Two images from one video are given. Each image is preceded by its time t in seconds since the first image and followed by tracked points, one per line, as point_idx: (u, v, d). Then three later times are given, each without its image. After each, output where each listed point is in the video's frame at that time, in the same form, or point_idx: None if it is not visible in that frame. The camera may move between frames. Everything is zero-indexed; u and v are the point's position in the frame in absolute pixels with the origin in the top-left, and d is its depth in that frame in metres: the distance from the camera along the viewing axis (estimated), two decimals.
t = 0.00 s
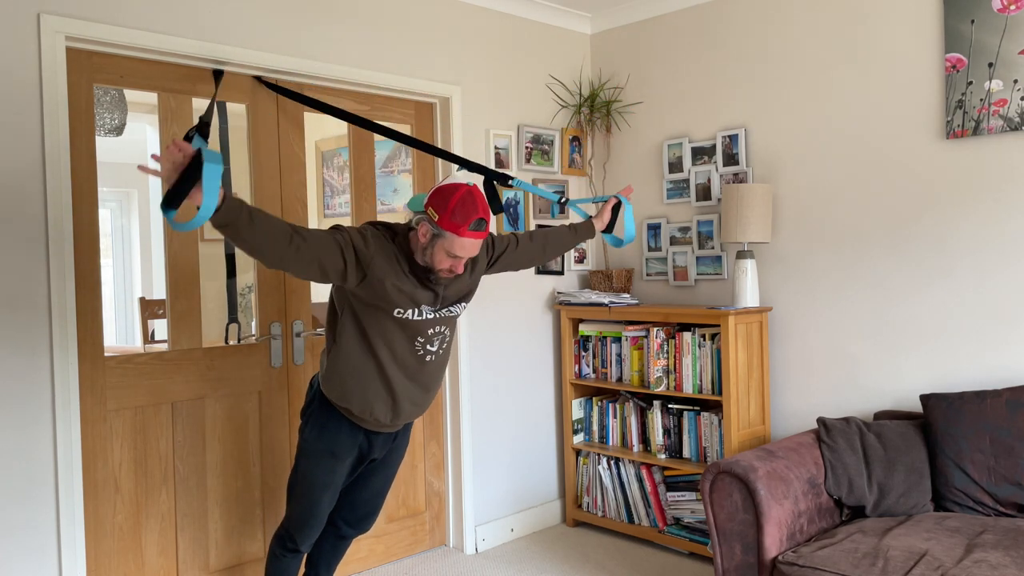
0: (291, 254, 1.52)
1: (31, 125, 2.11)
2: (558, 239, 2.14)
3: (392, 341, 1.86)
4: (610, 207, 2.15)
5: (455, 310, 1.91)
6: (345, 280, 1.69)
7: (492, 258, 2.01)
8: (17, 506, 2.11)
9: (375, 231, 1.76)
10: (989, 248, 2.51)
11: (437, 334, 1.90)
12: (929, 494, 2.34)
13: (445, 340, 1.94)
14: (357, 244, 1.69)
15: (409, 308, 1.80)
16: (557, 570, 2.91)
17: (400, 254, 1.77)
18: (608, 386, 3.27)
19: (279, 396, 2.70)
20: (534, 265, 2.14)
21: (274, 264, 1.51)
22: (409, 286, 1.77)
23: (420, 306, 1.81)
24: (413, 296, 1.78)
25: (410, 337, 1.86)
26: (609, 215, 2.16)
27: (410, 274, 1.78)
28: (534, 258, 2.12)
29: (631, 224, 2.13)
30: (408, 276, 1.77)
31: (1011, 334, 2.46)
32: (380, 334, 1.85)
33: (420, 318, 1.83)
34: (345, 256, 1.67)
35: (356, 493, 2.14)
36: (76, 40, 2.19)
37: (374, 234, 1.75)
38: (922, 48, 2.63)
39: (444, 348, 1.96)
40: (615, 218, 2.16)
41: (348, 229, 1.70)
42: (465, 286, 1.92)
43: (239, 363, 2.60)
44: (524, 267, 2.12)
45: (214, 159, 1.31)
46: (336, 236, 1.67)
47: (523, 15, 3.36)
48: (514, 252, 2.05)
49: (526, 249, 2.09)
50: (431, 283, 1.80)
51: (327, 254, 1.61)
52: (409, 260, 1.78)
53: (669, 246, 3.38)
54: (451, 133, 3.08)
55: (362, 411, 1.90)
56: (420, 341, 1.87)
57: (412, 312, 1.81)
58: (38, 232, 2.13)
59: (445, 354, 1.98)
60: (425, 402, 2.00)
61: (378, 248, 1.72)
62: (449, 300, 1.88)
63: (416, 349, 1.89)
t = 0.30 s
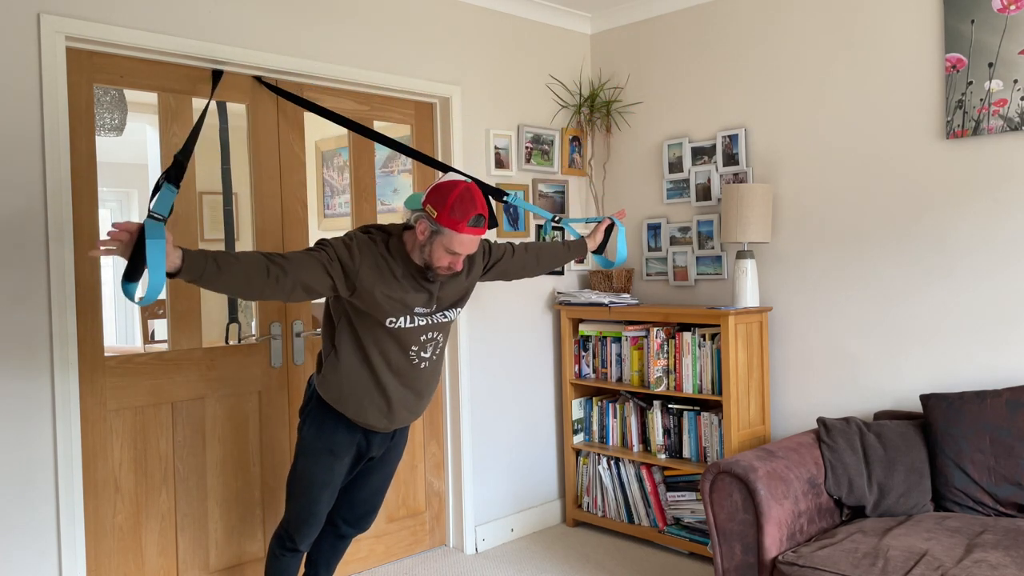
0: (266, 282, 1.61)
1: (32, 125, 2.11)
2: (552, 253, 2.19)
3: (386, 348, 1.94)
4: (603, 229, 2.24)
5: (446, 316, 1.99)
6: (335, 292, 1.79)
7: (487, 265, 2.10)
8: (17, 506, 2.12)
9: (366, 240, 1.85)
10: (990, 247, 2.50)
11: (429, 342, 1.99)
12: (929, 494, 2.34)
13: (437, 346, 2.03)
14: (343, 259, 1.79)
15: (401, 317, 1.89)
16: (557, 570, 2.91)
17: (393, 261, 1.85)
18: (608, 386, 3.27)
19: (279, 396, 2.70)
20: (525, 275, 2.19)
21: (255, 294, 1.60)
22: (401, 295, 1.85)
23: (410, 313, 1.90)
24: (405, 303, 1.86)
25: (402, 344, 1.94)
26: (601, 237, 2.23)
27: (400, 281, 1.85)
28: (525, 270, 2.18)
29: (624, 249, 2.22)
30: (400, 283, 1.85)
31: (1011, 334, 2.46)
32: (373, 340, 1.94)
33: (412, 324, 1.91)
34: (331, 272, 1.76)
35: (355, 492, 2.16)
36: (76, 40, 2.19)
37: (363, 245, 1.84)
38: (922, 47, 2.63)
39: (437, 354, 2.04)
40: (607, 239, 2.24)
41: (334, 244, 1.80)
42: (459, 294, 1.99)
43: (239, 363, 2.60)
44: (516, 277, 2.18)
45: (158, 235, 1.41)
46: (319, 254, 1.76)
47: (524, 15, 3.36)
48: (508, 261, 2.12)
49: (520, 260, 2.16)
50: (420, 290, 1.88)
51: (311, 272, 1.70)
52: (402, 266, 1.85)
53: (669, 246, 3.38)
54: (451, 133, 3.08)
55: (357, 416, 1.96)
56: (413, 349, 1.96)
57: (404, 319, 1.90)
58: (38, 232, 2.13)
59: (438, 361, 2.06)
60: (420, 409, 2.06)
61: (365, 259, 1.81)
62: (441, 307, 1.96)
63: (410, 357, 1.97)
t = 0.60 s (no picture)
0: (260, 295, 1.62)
1: (31, 125, 2.11)
2: (547, 259, 2.20)
3: (379, 348, 1.95)
4: (601, 235, 2.21)
5: (438, 315, 1.99)
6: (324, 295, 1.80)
7: (479, 265, 2.10)
8: (17, 506, 2.12)
9: (354, 242, 1.86)
10: (989, 247, 2.50)
11: (421, 341, 1.99)
12: (929, 494, 2.34)
13: (431, 345, 2.03)
14: (331, 263, 1.80)
15: (393, 316, 1.90)
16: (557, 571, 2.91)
17: (382, 260, 1.86)
18: (608, 386, 3.27)
19: (279, 396, 2.70)
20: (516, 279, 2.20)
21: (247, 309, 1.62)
22: (391, 294, 1.87)
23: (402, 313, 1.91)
24: (394, 302, 1.88)
25: (395, 344, 1.95)
26: (599, 242, 2.22)
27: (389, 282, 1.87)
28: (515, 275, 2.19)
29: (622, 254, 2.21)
30: (389, 283, 1.86)
31: (1011, 334, 2.46)
32: (366, 341, 1.95)
33: (404, 324, 1.92)
34: (320, 277, 1.77)
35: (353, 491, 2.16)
36: (76, 40, 2.19)
37: (351, 247, 1.85)
38: (922, 47, 2.63)
39: (431, 353, 2.04)
40: (604, 245, 2.23)
41: (322, 249, 1.81)
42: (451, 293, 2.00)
43: (239, 363, 2.60)
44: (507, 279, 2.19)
45: (142, 290, 1.38)
46: (307, 259, 1.77)
47: (524, 15, 3.37)
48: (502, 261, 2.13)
49: (513, 264, 2.16)
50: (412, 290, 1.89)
51: (301, 280, 1.71)
52: (391, 265, 1.87)
53: (669, 246, 3.38)
54: (451, 133, 3.08)
55: (351, 416, 1.98)
56: (405, 348, 1.97)
57: (395, 319, 1.91)
58: (38, 231, 2.13)
59: (432, 359, 2.06)
60: (415, 406, 2.07)
61: (353, 262, 1.83)
62: (432, 306, 1.96)
63: (403, 356, 1.97)
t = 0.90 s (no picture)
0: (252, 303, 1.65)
1: (32, 125, 2.11)
2: (526, 274, 2.27)
3: (358, 338, 1.98)
4: (587, 262, 2.32)
5: (414, 304, 2.04)
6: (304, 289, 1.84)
7: (454, 262, 2.17)
8: (17, 506, 2.12)
9: (330, 233, 1.91)
10: (989, 247, 2.51)
11: (398, 330, 2.03)
12: (929, 494, 2.34)
13: (407, 334, 2.07)
14: (310, 258, 1.84)
15: (371, 305, 1.94)
16: (557, 571, 2.90)
17: (357, 250, 1.91)
18: (608, 386, 3.27)
19: (279, 396, 2.70)
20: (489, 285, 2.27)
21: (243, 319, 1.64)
22: (368, 283, 1.92)
23: (379, 302, 1.95)
24: (371, 290, 1.92)
25: (373, 333, 1.98)
26: (584, 269, 2.32)
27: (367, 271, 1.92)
28: (488, 283, 2.25)
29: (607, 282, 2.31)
30: (366, 271, 1.91)
31: (1011, 334, 2.46)
32: (345, 333, 1.97)
33: (382, 313, 1.96)
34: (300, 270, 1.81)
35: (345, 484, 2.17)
36: (76, 40, 2.19)
37: (327, 239, 1.89)
38: (922, 48, 2.63)
39: (408, 342, 2.08)
40: (589, 272, 2.33)
41: (299, 244, 1.84)
42: (427, 282, 2.05)
43: (239, 363, 2.59)
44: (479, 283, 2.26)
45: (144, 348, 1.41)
46: (288, 257, 1.81)
47: (524, 15, 3.37)
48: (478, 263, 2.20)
49: (488, 271, 2.22)
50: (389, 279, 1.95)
51: (286, 279, 1.75)
52: (366, 254, 1.92)
53: (669, 246, 3.38)
54: (451, 133, 3.08)
55: (334, 405, 1.99)
56: (384, 337, 2.00)
57: (373, 308, 1.95)
58: (38, 232, 2.13)
59: (409, 348, 2.10)
60: (395, 396, 2.10)
61: (329, 253, 1.87)
62: (409, 294, 2.01)
63: (382, 345, 2.00)
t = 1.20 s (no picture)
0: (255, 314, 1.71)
1: (31, 125, 2.11)
2: (492, 292, 2.15)
3: (330, 326, 2.00)
4: (557, 301, 2.12)
5: (384, 290, 2.07)
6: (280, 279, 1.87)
7: (420, 258, 2.19)
8: (17, 506, 2.12)
9: (302, 224, 1.94)
10: (989, 247, 2.50)
11: (370, 315, 2.06)
12: (929, 494, 2.34)
13: (380, 321, 2.09)
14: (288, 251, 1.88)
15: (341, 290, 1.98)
16: (558, 571, 2.90)
17: (329, 238, 1.96)
18: (608, 386, 3.27)
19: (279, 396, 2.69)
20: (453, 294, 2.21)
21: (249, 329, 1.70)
22: (340, 270, 1.97)
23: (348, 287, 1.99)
24: (341, 275, 1.97)
25: (345, 319, 2.01)
26: (554, 306, 2.12)
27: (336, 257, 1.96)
28: (453, 292, 2.20)
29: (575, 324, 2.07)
30: (336, 257, 1.96)
31: (1012, 334, 2.46)
32: (318, 321, 1.99)
33: (352, 297, 2.00)
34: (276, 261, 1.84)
35: (332, 471, 2.19)
36: (76, 40, 2.19)
37: (299, 228, 1.93)
38: (922, 47, 2.63)
39: (381, 329, 2.10)
40: (561, 311, 2.12)
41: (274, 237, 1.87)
42: (398, 267, 2.10)
43: (239, 363, 2.59)
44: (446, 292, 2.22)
45: (177, 401, 1.45)
46: (273, 255, 1.84)
47: (523, 15, 3.37)
48: (445, 260, 2.20)
49: (453, 277, 2.19)
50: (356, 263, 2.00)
51: (273, 279, 1.79)
52: (336, 240, 1.97)
53: (669, 246, 3.38)
54: (451, 133, 3.08)
55: (311, 392, 2.01)
56: (355, 323, 2.02)
57: (344, 293, 1.99)
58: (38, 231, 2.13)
59: (384, 335, 2.12)
60: (372, 382, 2.11)
61: (302, 241, 1.91)
62: (378, 279, 2.05)
63: (354, 332, 2.03)
